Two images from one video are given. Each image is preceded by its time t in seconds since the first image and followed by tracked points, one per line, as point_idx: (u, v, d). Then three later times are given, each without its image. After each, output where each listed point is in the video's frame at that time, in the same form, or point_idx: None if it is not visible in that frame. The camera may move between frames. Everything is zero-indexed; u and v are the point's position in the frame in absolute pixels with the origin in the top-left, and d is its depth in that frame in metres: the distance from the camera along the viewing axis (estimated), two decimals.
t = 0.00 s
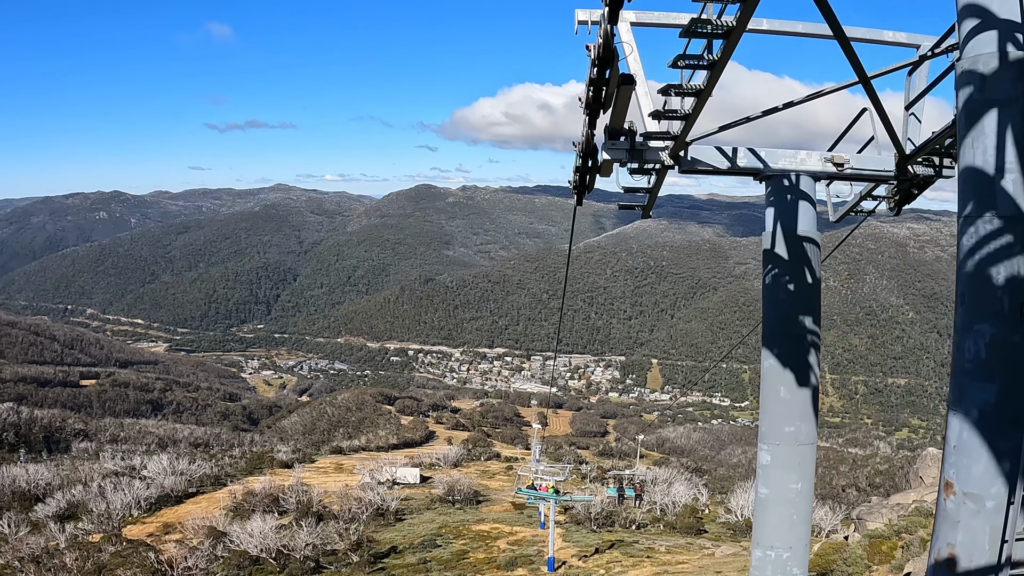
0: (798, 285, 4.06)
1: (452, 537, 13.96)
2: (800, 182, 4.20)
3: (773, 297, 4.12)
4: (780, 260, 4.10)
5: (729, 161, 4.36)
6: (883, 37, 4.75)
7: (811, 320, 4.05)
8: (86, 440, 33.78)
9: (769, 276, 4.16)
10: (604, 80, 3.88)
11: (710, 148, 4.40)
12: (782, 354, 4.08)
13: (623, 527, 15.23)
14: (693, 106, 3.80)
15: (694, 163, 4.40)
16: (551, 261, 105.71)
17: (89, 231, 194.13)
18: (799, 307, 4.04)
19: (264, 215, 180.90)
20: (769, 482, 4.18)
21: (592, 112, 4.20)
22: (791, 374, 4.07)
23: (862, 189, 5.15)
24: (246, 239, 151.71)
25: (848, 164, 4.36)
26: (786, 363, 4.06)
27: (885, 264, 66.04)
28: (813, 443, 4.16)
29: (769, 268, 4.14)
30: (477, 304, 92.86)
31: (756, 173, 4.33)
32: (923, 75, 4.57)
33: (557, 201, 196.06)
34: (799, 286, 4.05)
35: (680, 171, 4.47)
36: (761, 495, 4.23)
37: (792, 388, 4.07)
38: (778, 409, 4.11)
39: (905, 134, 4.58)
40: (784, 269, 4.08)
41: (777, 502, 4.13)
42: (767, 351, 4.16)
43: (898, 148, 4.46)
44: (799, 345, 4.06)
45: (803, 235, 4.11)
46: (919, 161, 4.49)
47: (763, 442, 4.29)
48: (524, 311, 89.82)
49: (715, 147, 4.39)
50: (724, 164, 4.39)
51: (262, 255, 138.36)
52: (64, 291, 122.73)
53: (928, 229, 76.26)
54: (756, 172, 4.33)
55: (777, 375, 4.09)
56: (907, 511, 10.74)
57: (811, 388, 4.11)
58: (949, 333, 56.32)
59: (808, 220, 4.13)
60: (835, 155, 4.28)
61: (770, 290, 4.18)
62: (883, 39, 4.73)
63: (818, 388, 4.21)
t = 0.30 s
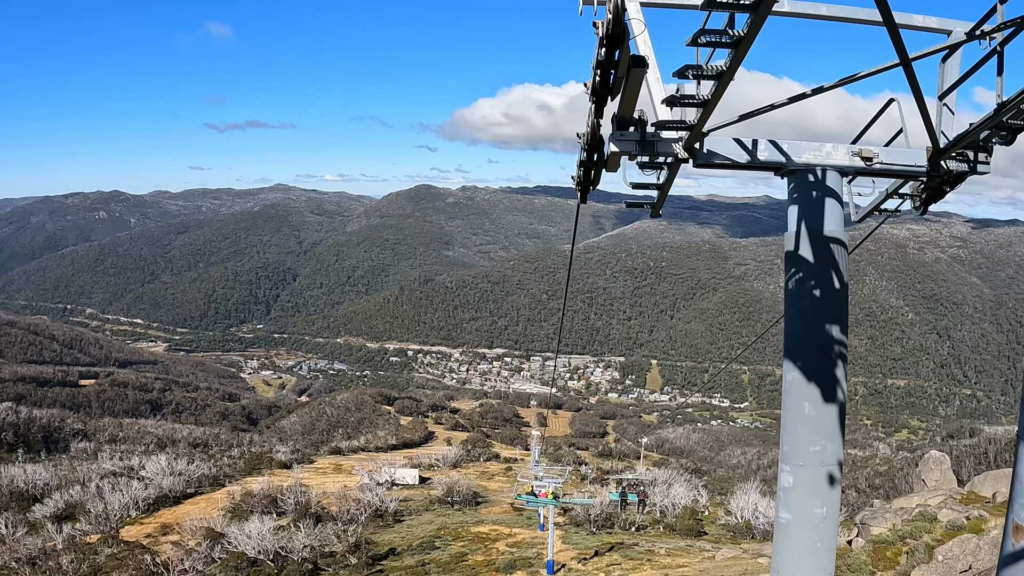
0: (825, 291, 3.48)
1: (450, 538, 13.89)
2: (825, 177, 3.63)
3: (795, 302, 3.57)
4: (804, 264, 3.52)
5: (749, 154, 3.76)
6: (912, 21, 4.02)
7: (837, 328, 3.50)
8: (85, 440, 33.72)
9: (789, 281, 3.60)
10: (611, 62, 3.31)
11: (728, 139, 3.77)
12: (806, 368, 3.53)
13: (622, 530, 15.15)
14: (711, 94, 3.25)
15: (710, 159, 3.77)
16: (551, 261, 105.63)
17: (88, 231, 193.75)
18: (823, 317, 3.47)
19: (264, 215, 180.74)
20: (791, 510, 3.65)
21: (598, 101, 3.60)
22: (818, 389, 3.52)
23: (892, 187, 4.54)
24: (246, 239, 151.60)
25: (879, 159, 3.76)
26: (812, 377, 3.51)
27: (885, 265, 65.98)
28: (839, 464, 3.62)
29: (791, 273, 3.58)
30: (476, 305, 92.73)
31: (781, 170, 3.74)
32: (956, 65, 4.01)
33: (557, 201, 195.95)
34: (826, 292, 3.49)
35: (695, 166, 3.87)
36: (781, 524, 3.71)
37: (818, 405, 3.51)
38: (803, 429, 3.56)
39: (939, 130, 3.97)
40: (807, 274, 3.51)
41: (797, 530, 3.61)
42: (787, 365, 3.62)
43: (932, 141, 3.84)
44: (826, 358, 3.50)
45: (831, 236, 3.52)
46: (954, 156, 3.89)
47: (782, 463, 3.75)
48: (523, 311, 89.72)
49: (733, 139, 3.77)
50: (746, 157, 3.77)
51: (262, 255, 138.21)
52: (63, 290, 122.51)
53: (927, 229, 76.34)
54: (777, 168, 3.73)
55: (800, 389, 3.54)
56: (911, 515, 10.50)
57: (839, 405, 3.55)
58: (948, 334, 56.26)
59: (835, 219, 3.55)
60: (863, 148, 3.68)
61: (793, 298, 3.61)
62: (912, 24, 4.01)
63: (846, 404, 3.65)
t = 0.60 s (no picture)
0: (859, 298, 3.16)
1: (449, 541, 13.82)
2: (860, 171, 3.29)
3: (824, 310, 3.25)
4: (837, 267, 3.19)
5: (777, 144, 3.44)
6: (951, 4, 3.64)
7: (872, 338, 3.16)
8: (83, 440, 33.65)
9: (820, 285, 3.27)
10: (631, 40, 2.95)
11: (754, 129, 3.45)
12: (839, 381, 3.18)
13: (623, 531, 15.13)
14: (739, 71, 2.90)
15: (733, 150, 3.45)
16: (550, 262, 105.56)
17: (88, 232, 193.50)
18: (857, 324, 3.13)
19: (263, 215, 180.71)
20: (820, 539, 3.30)
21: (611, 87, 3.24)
22: (852, 405, 3.18)
23: (927, 186, 4.12)
24: (245, 239, 151.43)
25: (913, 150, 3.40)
26: (846, 394, 3.16)
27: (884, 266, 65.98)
28: (873, 491, 3.27)
29: (820, 276, 3.25)
30: (476, 306, 92.61)
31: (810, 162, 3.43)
32: (998, 51, 3.70)
33: (556, 202, 195.81)
34: (860, 299, 3.16)
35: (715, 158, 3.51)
36: (809, 552, 3.35)
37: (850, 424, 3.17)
38: (833, 450, 3.21)
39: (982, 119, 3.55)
40: (840, 278, 3.19)
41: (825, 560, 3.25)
42: (817, 378, 3.27)
43: (973, 132, 3.46)
44: (860, 373, 3.16)
45: (864, 236, 3.19)
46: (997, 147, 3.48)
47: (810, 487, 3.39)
48: (523, 312, 89.64)
49: (760, 127, 3.45)
50: (771, 148, 3.46)
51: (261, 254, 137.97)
52: (63, 289, 122.38)
53: (927, 230, 76.39)
54: (806, 160, 3.43)
55: (832, 405, 3.18)
56: (915, 519, 10.47)
57: (876, 424, 3.20)
58: (948, 335, 56.20)
59: (870, 218, 3.22)
60: (899, 137, 3.38)
61: (823, 304, 3.28)
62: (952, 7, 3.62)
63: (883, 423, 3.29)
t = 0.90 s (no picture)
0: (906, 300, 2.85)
1: (448, 543, 13.76)
2: (905, 159, 2.93)
3: (863, 314, 2.95)
4: (880, 268, 2.88)
5: (811, 130, 3.00)
6: None
7: (921, 348, 2.84)
8: (82, 440, 33.57)
9: (860, 288, 2.96)
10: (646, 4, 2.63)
11: (784, 111, 3.02)
12: (882, 399, 2.87)
13: (622, 533, 15.07)
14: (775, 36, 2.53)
15: (762, 138, 3.00)
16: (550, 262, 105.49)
17: (87, 231, 193.45)
18: (904, 332, 2.83)
19: (263, 215, 180.73)
20: (859, 574, 2.95)
21: (620, 59, 2.88)
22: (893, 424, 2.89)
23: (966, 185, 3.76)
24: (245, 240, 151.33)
25: (962, 138, 3.02)
26: (889, 409, 2.86)
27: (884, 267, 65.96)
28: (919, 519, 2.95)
29: (858, 277, 2.96)
30: (476, 306, 92.54)
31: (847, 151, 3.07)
32: None
33: (556, 203, 195.80)
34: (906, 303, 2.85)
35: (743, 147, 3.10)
36: None
37: (897, 445, 2.85)
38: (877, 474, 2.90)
39: None
40: (885, 279, 2.87)
41: None
42: (859, 394, 2.94)
43: None
44: (906, 387, 2.84)
45: (911, 232, 2.88)
46: None
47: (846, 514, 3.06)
48: (523, 312, 89.54)
49: (792, 108, 3.02)
50: (806, 135, 3.01)
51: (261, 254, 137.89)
52: (62, 289, 122.21)
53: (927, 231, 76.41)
54: (844, 148, 3.04)
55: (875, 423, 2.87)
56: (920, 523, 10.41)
57: (924, 444, 2.89)
58: (948, 336, 56.11)
59: (916, 212, 2.91)
60: (947, 124, 2.98)
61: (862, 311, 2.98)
62: None
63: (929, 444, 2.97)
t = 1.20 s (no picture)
0: (965, 306, 2.48)
1: (447, 545, 13.68)
2: (963, 143, 2.60)
3: (915, 322, 2.57)
4: (935, 268, 2.49)
5: (856, 110, 2.69)
6: None
7: (980, 360, 2.48)
8: (82, 440, 33.52)
9: (910, 290, 2.60)
10: None
11: (825, 89, 2.72)
12: (935, 419, 2.49)
13: (623, 535, 15.03)
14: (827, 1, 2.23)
15: (799, 117, 2.70)
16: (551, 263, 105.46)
17: (88, 232, 193.54)
18: (962, 344, 2.47)
19: (263, 215, 180.73)
20: None
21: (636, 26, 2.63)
22: (953, 447, 2.51)
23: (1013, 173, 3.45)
24: (245, 240, 151.42)
25: None
26: (944, 434, 2.48)
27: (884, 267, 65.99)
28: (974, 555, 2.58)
29: (907, 277, 2.59)
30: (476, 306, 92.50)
31: (891, 134, 2.78)
32: None
33: (555, 203, 195.74)
34: (965, 309, 2.48)
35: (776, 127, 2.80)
36: None
37: (953, 475, 2.49)
38: (933, 504, 2.51)
39: None
40: (941, 280, 2.49)
41: None
42: (907, 413, 2.59)
43: None
44: (965, 407, 2.47)
45: (968, 227, 2.49)
46: None
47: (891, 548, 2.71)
48: (523, 312, 89.50)
49: (834, 89, 2.71)
50: (849, 116, 2.70)
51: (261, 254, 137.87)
52: (63, 289, 122.26)
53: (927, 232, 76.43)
54: (893, 131, 2.71)
55: (931, 451, 2.49)
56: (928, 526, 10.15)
57: (979, 469, 2.52)
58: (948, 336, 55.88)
59: (975, 203, 2.52)
60: (1004, 105, 2.68)
61: (912, 317, 2.59)
62: None
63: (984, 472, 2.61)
